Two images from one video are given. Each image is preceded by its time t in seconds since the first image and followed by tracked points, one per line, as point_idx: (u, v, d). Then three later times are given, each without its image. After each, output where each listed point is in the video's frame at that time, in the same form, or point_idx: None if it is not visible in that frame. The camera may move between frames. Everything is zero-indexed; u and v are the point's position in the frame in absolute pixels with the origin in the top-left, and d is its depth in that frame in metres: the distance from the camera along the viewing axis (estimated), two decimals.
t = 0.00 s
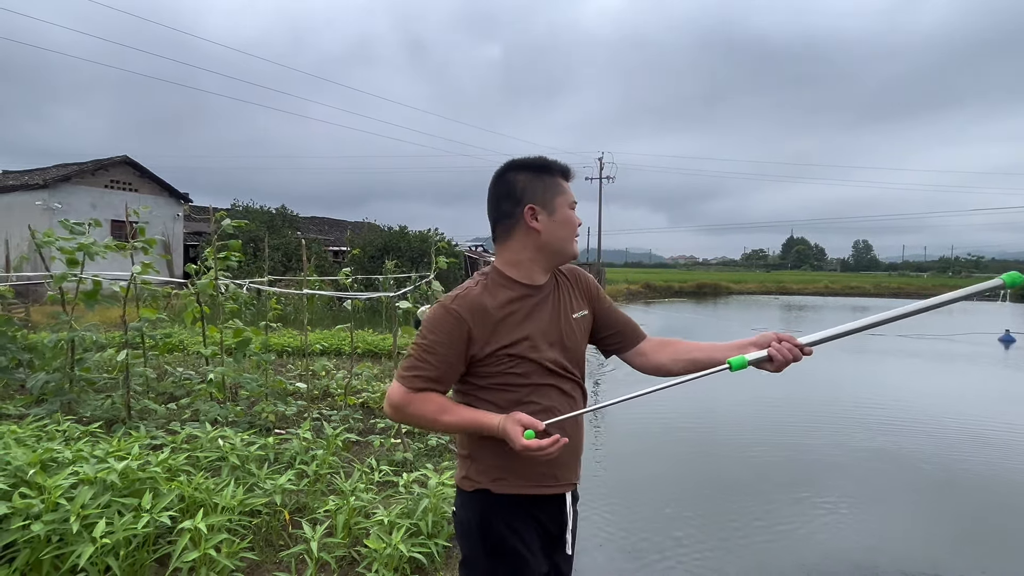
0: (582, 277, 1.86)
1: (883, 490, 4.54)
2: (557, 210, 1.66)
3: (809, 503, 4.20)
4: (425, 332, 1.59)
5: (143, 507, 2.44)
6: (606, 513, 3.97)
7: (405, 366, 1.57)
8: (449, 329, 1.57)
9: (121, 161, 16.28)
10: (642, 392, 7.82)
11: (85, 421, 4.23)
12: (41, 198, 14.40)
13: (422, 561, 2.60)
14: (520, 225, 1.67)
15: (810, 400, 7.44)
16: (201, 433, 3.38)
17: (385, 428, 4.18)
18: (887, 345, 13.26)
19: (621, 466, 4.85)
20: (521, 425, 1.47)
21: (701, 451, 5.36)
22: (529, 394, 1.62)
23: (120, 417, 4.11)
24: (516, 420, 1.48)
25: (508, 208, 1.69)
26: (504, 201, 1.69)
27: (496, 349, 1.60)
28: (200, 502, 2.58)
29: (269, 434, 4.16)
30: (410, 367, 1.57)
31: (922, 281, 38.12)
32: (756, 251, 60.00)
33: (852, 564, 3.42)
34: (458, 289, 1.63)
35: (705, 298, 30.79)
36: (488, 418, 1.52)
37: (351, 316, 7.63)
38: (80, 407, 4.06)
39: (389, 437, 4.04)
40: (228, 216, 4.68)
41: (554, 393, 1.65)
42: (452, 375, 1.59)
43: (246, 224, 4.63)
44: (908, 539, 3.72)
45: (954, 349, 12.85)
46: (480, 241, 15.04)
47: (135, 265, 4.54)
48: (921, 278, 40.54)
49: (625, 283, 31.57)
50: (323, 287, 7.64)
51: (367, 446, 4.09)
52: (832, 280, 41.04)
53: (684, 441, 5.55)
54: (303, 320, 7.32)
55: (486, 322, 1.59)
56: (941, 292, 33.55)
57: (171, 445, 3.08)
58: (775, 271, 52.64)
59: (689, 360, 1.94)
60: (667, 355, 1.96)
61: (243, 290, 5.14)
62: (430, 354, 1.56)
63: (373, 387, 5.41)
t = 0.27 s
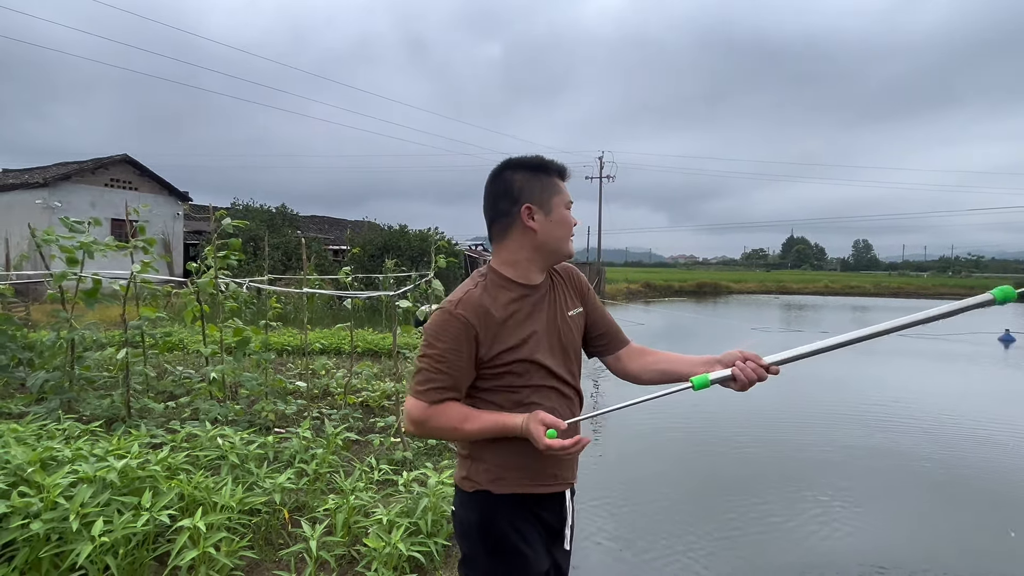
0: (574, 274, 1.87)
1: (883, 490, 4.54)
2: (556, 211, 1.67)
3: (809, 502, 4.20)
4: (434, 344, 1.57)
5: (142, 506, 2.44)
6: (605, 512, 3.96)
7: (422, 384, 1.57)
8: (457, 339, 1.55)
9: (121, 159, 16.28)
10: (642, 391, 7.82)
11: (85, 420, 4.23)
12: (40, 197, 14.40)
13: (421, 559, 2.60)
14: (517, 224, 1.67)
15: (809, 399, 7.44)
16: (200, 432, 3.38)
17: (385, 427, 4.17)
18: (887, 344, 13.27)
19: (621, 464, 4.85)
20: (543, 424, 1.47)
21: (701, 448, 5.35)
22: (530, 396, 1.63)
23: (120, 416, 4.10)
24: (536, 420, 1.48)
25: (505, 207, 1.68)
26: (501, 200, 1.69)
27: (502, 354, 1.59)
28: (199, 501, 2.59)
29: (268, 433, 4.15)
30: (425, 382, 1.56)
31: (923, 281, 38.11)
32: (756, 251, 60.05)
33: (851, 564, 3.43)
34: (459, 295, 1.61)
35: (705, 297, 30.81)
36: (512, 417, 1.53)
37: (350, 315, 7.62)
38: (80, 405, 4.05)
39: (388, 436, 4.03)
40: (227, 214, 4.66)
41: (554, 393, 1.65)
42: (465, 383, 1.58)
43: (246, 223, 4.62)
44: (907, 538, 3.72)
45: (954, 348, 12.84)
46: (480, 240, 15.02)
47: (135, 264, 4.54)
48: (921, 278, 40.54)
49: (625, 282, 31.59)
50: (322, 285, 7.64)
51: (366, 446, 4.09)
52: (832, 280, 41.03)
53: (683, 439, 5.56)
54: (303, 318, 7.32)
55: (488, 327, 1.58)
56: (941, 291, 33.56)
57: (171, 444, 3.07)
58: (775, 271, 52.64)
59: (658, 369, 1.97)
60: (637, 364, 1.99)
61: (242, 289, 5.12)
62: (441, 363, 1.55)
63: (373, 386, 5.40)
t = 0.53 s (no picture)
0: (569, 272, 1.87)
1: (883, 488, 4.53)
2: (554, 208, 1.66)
3: (809, 499, 4.20)
4: (452, 348, 1.52)
5: (142, 504, 2.43)
6: (605, 509, 3.96)
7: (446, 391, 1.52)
8: (474, 341, 1.52)
9: (119, 157, 16.26)
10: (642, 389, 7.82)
11: (84, 418, 4.22)
12: (39, 195, 14.39)
13: (421, 558, 2.60)
14: (516, 220, 1.65)
15: (809, 397, 7.44)
16: (200, 430, 3.37)
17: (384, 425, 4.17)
18: (887, 342, 13.27)
19: (621, 462, 4.85)
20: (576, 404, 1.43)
21: (700, 446, 5.35)
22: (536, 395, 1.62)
23: (119, 414, 4.09)
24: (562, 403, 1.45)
25: (503, 203, 1.66)
26: (500, 196, 1.67)
27: (514, 354, 1.57)
28: (199, 499, 2.58)
29: (268, 431, 4.15)
30: (450, 389, 1.51)
31: (923, 279, 38.11)
32: (756, 250, 60.05)
33: (851, 561, 3.42)
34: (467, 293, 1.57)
35: (704, 296, 30.80)
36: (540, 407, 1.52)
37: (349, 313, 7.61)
38: (79, 404, 4.05)
39: (388, 434, 4.03)
40: (226, 212, 4.65)
41: (557, 392, 1.65)
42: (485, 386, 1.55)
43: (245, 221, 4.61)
44: (907, 535, 3.73)
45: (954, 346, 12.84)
46: (479, 238, 15.00)
47: (134, 262, 4.52)
48: (920, 276, 40.54)
49: (624, 280, 31.58)
50: (322, 283, 7.63)
51: (366, 444, 4.09)
52: (831, 279, 41.01)
53: (683, 436, 5.55)
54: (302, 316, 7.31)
55: (498, 326, 1.56)
56: (940, 289, 33.57)
57: (170, 442, 3.07)
58: (774, 269, 52.64)
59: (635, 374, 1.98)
60: (615, 368, 2.01)
61: (242, 287, 5.11)
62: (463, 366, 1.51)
63: (373, 383, 5.40)
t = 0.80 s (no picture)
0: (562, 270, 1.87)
1: (883, 486, 4.53)
2: (559, 205, 1.66)
3: (810, 496, 4.19)
4: (485, 342, 1.47)
5: (143, 501, 2.43)
6: (606, 506, 3.95)
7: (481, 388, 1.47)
8: (504, 334, 1.48)
9: (119, 155, 16.23)
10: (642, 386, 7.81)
11: (84, 416, 4.22)
12: (39, 192, 14.36)
13: (423, 555, 2.59)
14: (521, 216, 1.63)
15: (810, 394, 7.43)
16: (200, 427, 3.36)
17: (385, 423, 4.16)
18: (887, 339, 13.26)
19: (621, 459, 4.84)
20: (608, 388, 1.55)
21: (701, 443, 5.35)
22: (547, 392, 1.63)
23: (119, 411, 4.08)
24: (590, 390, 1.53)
25: (508, 198, 1.64)
26: (505, 191, 1.65)
27: (534, 346, 1.57)
28: (200, 496, 2.57)
29: (268, 428, 4.14)
30: (485, 386, 1.47)
31: (923, 276, 38.12)
32: (756, 247, 60.02)
33: (852, 557, 3.42)
34: (488, 286, 1.52)
35: (705, 293, 30.77)
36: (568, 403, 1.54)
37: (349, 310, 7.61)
38: (79, 401, 4.04)
39: (388, 431, 4.02)
40: (226, 209, 4.63)
41: (565, 388, 1.67)
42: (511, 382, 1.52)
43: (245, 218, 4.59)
44: (908, 532, 3.72)
45: (955, 343, 12.83)
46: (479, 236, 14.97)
47: (134, 259, 4.51)
48: (921, 273, 40.52)
49: (625, 278, 31.56)
50: (321, 281, 7.62)
51: (366, 441, 4.08)
52: (832, 276, 40.98)
53: (684, 433, 5.54)
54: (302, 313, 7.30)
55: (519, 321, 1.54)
56: (941, 286, 33.55)
57: (171, 439, 3.06)
58: (774, 267, 52.62)
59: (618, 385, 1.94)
60: (598, 371, 1.99)
61: (242, 284, 5.10)
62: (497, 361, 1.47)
63: (373, 380, 5.39)
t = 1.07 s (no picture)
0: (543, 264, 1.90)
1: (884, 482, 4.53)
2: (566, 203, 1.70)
3: (810, 493, 4.20)
4: (514, 336, 1.44)
5: (144, 499, 2.43)
6: (607, 503, 3.96)
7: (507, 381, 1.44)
8: (530, 328, 1.47)
9: (119, 152, 16.22)
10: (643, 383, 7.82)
11: (85, 413, 4.22)
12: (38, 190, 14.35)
13: (424, 552, 2.60)
14: (536, 212, 1.64)
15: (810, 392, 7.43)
16: (201, 425, 3.36)
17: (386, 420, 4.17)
18: (888, 337, 13.26)
19: (622, 456, 4.85)
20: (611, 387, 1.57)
21: (701, 440, 5.35)
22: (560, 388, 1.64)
23: (120, 409, 4.08)
24: (595, 391, 1.57)
25: (524, 195, 1.62)
26: (520, 187, 1.62)
27: (551, 341, 1.58)
28: (200, 494, 2.58)
29: (269, 426, 4.14)
30: (513, 379, 1.44)
31: (923, 273, 38.12)
32: (756, 245, 60.00)
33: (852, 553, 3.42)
34: (512, 279, 1.50)
35: (705, 291, 30.76)
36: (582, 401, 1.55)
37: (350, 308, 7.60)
38: (80, 399, 4.04)
39: (389, 428, 4.02)
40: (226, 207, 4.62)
41: (574, 385, 1.69)
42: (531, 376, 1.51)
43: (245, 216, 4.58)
44: (908, 529, 3.73)
45: (955, 341, 12.83)
46: (480, 234, 14.96)
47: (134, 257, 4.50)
48: (921, 271, 40.51)
49: (625, 275, 31.55)
50: (322, 278, 7.62)
51: (367, 438, 4.09)
52: (832, 273, 40.97)
53: (684, 430, 5.54)
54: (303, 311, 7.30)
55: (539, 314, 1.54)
56: (941, 284, 33.53)
57: (171, 437, 3.06)
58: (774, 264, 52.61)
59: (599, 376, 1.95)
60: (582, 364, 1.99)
61: (242, 282, 5.10)
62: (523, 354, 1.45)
63: (373, 378, 5.39)
